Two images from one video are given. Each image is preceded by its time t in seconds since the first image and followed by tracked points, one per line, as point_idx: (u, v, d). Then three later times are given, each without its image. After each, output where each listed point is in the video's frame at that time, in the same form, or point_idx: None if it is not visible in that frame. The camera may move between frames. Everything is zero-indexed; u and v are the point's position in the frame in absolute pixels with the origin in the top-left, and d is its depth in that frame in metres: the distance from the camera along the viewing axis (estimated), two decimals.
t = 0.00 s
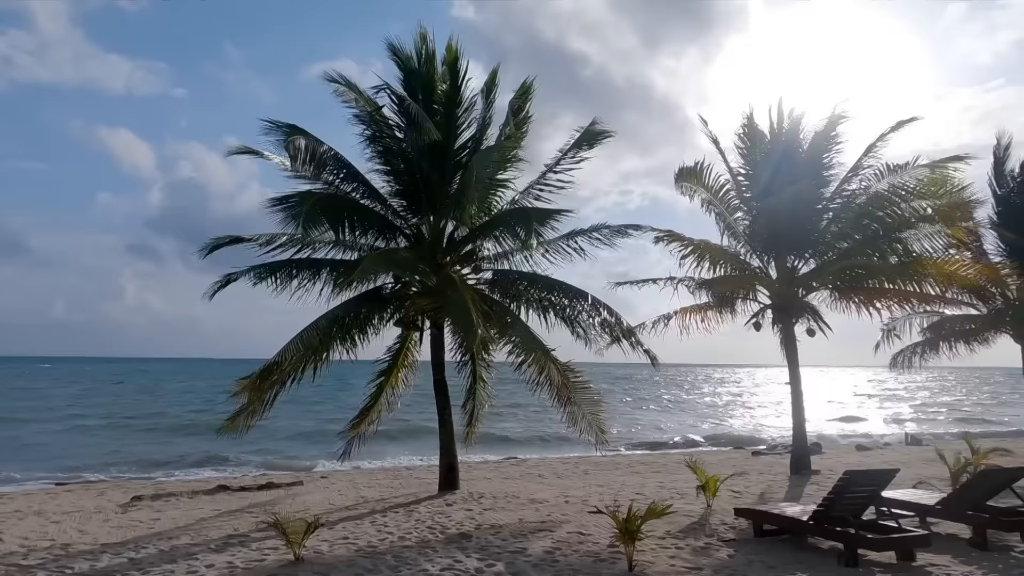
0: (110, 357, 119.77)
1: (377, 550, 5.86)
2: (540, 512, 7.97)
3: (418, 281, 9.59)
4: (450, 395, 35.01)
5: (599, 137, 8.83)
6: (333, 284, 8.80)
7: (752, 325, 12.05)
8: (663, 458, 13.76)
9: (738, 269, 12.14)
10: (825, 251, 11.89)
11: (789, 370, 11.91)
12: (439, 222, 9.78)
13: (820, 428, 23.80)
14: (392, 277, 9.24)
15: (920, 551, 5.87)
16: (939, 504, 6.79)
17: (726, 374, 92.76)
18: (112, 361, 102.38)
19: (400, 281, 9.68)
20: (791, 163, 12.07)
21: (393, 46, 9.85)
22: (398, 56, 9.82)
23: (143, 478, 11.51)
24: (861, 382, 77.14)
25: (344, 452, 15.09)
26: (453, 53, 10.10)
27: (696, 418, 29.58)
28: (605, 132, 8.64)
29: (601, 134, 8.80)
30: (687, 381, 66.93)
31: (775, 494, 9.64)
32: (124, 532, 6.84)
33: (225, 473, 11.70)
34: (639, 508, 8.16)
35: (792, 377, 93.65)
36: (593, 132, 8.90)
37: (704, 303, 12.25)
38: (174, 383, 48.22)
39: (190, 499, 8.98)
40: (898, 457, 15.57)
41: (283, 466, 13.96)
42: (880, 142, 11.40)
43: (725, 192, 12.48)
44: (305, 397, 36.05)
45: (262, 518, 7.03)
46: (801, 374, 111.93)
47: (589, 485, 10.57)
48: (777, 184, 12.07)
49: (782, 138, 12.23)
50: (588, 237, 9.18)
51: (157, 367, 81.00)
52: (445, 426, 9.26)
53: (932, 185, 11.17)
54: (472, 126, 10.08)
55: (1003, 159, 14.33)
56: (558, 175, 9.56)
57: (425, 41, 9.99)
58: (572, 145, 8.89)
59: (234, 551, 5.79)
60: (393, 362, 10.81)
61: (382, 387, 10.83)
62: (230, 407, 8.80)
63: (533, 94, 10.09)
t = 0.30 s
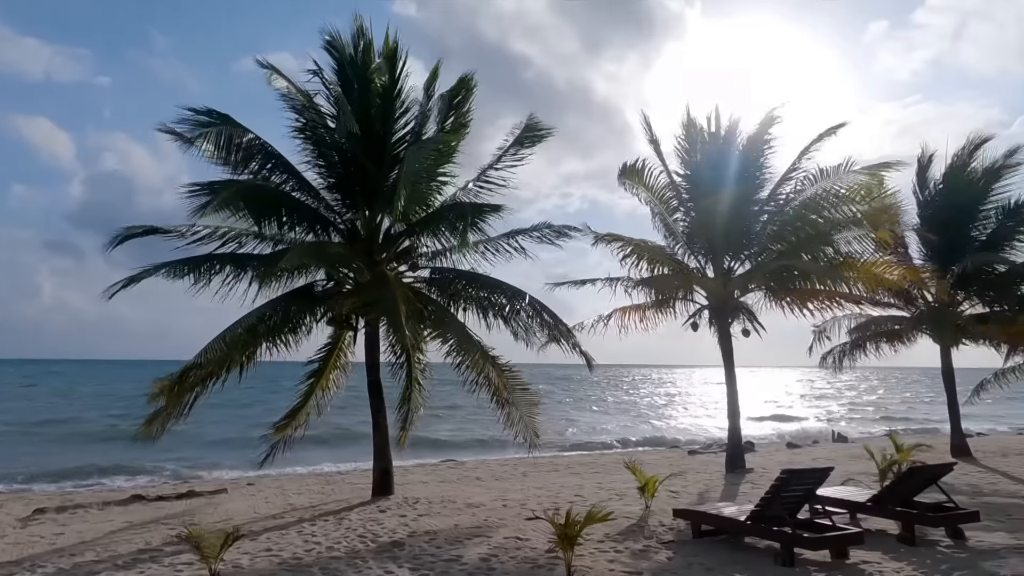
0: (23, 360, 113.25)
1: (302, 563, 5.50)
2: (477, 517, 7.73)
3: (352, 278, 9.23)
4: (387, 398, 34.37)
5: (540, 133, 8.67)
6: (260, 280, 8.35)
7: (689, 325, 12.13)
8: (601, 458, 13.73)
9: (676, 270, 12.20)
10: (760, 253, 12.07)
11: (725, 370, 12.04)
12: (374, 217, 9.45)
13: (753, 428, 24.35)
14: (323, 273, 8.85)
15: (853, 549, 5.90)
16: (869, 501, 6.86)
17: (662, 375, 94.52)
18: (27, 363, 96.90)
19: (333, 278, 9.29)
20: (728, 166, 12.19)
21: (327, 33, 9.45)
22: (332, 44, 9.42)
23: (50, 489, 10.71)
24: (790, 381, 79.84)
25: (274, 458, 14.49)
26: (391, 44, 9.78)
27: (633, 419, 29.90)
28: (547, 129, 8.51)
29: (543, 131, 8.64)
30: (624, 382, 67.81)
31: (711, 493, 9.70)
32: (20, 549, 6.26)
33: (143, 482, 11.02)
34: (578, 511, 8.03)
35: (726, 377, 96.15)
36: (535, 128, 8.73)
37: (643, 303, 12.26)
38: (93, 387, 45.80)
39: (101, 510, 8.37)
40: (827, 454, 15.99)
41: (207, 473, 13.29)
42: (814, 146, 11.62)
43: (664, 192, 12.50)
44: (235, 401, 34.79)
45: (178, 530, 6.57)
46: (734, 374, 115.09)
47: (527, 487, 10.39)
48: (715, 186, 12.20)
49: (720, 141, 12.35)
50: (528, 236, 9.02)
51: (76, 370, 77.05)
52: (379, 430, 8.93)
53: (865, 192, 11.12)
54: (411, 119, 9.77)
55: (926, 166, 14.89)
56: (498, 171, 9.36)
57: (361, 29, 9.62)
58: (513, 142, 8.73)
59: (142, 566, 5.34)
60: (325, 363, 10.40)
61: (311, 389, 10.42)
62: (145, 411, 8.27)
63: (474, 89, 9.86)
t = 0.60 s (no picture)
0: None
1: None
2: (425, 525, 7.47)
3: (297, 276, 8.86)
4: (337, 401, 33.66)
5: (495, 131, 8.46)
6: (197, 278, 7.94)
7: (642, 328, 12.10)
8: (554, 462, 13.58)
9: (630, 271, 12.15)
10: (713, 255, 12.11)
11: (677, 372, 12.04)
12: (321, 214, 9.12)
13: (703, 429, 24.58)
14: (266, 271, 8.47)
15: (805, 553, 5.85)
16: (819, 503, 6.83)
17: (614, 377, 95.34)
18: None
19: (276, 276, 8.92)
20: (681, 169, 12.21)
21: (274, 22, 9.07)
22: (278, 33, 9.04)
23: None
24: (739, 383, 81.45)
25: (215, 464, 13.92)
26: (341, 36, 9.45)
27: (586, 421, 29.94)
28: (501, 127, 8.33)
29: (498, 129, 8.44)
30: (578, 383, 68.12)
31: (663, 496, 9.64)
32: None
33: (71, 492, 10.40)
34: (529, 517, 7.84)
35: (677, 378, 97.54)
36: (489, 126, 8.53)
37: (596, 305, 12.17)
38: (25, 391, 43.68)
39: (21, 522, 7.83)
40: (776, 455, 16.19)
41: (143, 481, 12.70)
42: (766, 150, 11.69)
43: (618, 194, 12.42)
44: (178, 405, 33.63)
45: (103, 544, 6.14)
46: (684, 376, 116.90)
47: (477, 492, 10.17)
48: (669, 189, 12.20)
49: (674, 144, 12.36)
50: (481, 236, 8.82)
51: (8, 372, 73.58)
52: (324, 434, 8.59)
53: (818, 196, 11.13)
54: (360, 114, 9.47)
55: (873, 173, 15.20)
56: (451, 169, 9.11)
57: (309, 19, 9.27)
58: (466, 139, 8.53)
59: None
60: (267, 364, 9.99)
61: (252, 392, 10.02)
62: (66, 416, 7.68)
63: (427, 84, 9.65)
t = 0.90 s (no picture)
0: None
1: None
2: (382, 530, 7.22)
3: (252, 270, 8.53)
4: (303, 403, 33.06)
5: (458, 122, 8.21)
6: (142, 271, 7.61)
7: (609, 327, 11.95)
8: (520, 462, 13.38)
9: (598, 270, 12.00)
10: (682, 253, 12.03)
11: (644, 371, 11.92)
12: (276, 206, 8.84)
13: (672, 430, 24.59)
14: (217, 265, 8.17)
15: (769, 557, 5.70)
16: (785, 504, 6.70)
17: (584, 377, 95.61)
18: None
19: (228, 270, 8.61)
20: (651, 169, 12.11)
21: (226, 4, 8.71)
22: (230, 17, 8.70)
23: None
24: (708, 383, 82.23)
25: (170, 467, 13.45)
26: (298, 21, 9.13)
27: (555, 422, 29.82)
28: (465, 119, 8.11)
29: (462, 120, 8.19)
30: (548, 384, 68.10)
31: (629, 497, 9.48)
32: None
33: (13, 498, 9.89)
34: (490, 521, 7.60)
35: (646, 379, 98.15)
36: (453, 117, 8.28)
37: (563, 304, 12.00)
38: None
39: None
40: (743, 455, 16.18)
41: (92, 486, 12.18)
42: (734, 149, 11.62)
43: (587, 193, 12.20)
44: (138, 407, 32.69)
45: (33, 555, 5.77)
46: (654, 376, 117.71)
47: (440, 495, 9.90)
48: (638, 188, 12.09)
49: (643, 143, 12.22)
50: (444, 232, 8.57)
51: None
52: (279, 435, 8.29)
53: (784, 193, 10.98)
54: (319, 104, 9.19)
55: (838, 175, 15.28)
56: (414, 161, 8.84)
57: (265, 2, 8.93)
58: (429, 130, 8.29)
59: None
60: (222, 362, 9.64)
61: (205, 392, 9.63)
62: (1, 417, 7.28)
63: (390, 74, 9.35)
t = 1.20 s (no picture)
0: None
1: None
2: (350, 536, 6.98)
3: (216, 265, 8.26)
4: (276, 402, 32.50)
5: (429, 111, 7.96)
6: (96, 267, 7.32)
7: (587, 324, 11.76)
8: (496, 462, 13.15)
9: (576, 266, 11.82)
10: (659, 249, 11.88)
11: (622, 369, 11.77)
12: (242, 198, 8.54)
13: (649, 428, 24.51)
14: (177, 260, 7.87)
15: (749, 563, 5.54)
16: (764, 506, 6.56)
17: (563, 374, 95.64)
18: None
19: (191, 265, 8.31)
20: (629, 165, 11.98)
21: None
22: None
23: None
24: (685, 380, 82.64)
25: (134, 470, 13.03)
26: (263, 4, 8.79)
27: (533, 420, 29.61)
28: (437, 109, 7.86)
29: (433, 108, 7.93)
30: (526, 381, 67.93)
31: (606, 497, 9.30)
32: None
33: None
34: (462, 525, 7.37)
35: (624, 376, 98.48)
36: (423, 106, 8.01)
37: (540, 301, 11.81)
38: None
39: None
40: (720, 453, 16.11)
41: (51, 489, 11.72)
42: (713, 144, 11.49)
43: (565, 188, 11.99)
44: (105, 408, 31.87)
45: None
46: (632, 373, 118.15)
47: (412, 497, 9.63)
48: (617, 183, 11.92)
49: (622, 138, 12.06)
50: (416, 226, 8.32)
51: None
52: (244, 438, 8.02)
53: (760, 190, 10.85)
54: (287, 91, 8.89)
55: (814, 171, 15.22)
56: (385, 152, 8.57)
57: None
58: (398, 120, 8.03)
59: None
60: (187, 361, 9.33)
61: (171, 391, 9.32)
62: None
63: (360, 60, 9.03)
